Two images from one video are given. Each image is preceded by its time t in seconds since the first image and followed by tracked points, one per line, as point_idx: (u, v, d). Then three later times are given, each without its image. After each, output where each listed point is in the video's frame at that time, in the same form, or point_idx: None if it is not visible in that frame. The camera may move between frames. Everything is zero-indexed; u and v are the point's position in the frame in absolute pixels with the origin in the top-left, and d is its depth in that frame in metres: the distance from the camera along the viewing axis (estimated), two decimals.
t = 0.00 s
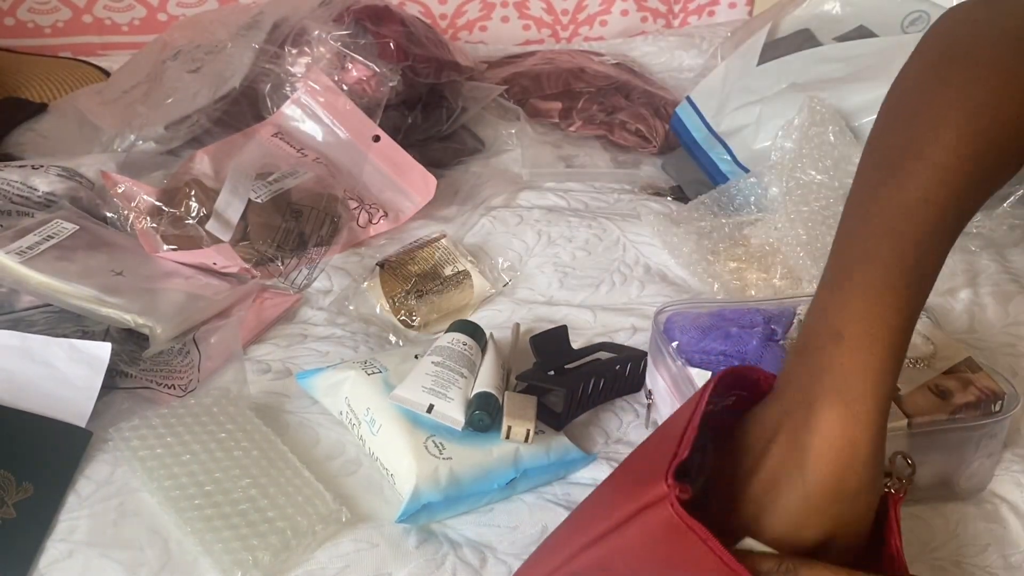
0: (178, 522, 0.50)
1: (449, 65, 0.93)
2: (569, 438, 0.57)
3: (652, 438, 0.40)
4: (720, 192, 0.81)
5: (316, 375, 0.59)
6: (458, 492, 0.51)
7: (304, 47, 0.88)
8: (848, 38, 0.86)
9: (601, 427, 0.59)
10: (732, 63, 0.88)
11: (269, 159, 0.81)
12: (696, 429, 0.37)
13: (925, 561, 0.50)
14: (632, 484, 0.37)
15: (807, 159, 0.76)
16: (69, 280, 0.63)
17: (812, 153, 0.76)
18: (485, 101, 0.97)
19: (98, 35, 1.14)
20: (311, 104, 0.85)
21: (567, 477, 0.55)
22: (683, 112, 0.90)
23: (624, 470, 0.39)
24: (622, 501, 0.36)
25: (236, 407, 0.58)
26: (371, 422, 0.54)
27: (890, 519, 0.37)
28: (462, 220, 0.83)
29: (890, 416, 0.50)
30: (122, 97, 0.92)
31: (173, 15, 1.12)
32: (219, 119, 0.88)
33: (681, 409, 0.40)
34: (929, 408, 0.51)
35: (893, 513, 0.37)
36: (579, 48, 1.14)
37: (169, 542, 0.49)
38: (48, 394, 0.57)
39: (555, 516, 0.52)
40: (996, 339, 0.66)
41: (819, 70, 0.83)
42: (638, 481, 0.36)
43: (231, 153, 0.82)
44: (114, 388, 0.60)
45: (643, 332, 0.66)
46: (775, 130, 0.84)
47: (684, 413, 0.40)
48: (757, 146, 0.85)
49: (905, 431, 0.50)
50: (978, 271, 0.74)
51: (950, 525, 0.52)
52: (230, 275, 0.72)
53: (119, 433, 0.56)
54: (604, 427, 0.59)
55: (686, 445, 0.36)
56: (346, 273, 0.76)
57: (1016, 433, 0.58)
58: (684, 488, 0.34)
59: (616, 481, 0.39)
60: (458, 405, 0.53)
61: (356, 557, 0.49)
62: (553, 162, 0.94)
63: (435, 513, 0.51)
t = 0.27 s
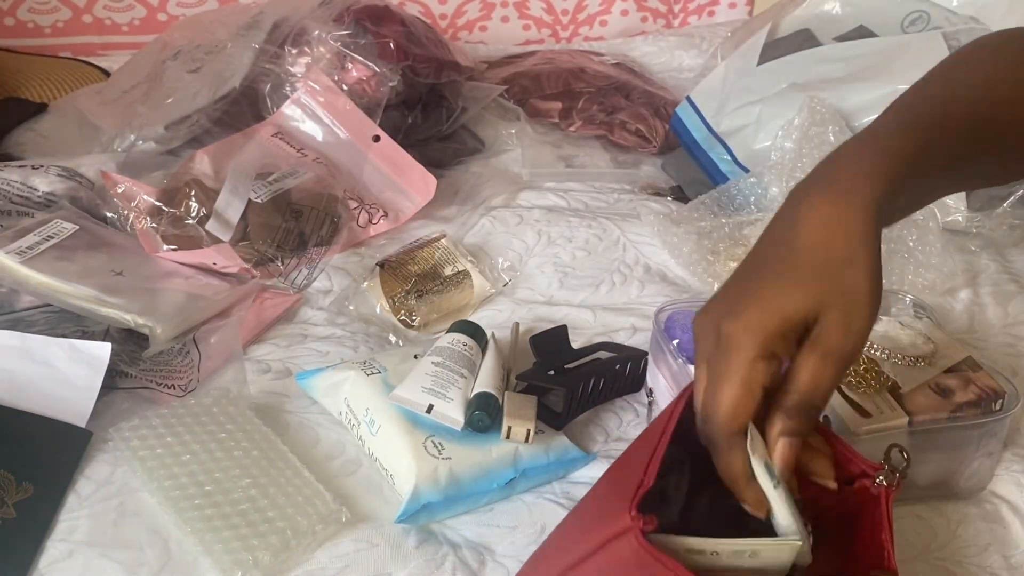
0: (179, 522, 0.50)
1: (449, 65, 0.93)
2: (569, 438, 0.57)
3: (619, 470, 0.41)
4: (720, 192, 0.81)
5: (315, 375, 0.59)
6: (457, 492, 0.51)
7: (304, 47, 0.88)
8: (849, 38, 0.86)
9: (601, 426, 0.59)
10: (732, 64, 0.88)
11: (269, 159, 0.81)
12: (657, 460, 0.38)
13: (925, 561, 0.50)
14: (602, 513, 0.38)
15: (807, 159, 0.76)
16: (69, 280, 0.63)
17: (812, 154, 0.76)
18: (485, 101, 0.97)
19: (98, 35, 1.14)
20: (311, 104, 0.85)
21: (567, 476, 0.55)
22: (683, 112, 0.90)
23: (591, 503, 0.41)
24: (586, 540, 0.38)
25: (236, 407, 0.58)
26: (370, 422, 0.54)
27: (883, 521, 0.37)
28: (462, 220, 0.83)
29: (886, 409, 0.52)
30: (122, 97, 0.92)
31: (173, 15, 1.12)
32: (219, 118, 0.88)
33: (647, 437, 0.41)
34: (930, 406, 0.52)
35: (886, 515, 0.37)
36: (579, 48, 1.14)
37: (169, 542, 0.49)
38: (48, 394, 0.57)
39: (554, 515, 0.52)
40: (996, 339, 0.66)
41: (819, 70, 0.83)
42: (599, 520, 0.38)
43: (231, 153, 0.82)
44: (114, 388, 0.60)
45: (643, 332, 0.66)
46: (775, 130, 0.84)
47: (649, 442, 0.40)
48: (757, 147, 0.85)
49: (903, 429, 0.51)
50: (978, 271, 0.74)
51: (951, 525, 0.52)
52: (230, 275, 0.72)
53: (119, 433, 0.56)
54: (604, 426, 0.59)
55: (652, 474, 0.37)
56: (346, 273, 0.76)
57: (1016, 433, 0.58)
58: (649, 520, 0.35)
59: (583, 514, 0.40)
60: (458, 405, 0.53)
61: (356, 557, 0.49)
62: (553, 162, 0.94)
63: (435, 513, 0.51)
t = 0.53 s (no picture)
0: (179, 522, 0.50)
1: (449, 65, 0.93)
2: (569, 438, 0.57)
3: (603, 494, 0.43)
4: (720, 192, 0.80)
5: (315, 375, 0.59)
6: (457, 492, 0.51)
7: (304, 47, 0.88)
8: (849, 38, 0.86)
9: (601, 426, 0.59)
10: (732, 63, 0.89)
11: (269, 159, 0.81)
12: (635, 488, 0.40)
13: (925, 560, 0.49)
14: (582, 538, 0.40)
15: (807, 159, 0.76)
16: (69, 280, 0.63)
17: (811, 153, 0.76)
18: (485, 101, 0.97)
19: (98, 35, 1.14)
20: (311, 104, 0.85)
21: (567, 476, 0.55)
22: (683, 112, 0.90)
23: (579, 523, 0.42)
24: (571, 555, 0.39)
25: (236, 407, 0.58)
26: (370, 423, 0.54)
27: (899, 527, 0.41)
28: (462, 220, 0.83)
29: (887, 409, 0.52)
30: (122, 97, 0.92)
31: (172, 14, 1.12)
32: (219, 118, 0.88)
33: (628, 465, 0.43)
34: (931, 406, 0.52)
35: (904, 522, 0.41)
36: (579, 48, 1.14)
37: (169, 542, 0.49)
38: (48, 394, 0.57)
39: (555, 516, 0.52)
40: (996, 339, 0.66)
41: (818, 70, 0.83)
42: (582, 541, 0.39)
43: (231, 153, 0.82)
44: (114, 388, 0.60)
45: (643, 332, 0.66)
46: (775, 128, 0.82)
47: (636, 461, 0.42)
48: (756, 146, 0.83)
49: (904, 429, 0.51)
50: (978, 271, 0.74)
51: (952, 525, 0.52)
52: (230, 275, 0.72)
53: (119, 433, 0.56)
54: (604, 426, 0.59)
55: (626, 500, 0.39)
56: (346, 273, 0.76)
57: (1016, 433, 0.58)
58: (620, 548, 0.36)
59: (574, 532, 0.42)
60: (458, 405, 0.53)
61: (356, 557, 0.49)
62: (553, 162, 0.94)
63: (435, 513, 0.51)
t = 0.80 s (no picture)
0: (178, 522, 0.50)
1: (449, 65, 0.93)
2: (569, 438, 0.57)
3: (601, 495, 0.43)
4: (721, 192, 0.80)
5: (315, 376, 0.59)
6: (457, 492, 0.51)
7: (304, 47, 0.88)
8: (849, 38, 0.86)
9: (601, 425, 0.59)
10: (732, 63, 0.89)
11: (269, 159, 0.81)
12: (634, 490, 0.39)
13: (926, 561, 0.49)
14: (581, 539, 0.39)
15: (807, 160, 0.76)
16: (69, 280, 0.62)
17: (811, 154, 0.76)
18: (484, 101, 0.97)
19: (98, 35, 1.14)
20: (311, 104, 0.85)
21: (567, 476, 0.55)
22: (682, 112, 0.90)
23: (577, 524, 0.42)
24: (568, 558, 0.39)
25: (236, 407, 0.58)
26: (370, 423, 0.54)
27: (902, 526, 0.41)
28: (462, 220, 0.83)
29: (887, 409, 0.52)
30: (122, 97, 0.92)
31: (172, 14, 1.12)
32: (219, 119, 0.88)
33: (629, 466, 0.42)
34: (930, 406, 0.52)
35: (907, 521, 0.40)
36: (579, 48, 1.14)
37: (169, 543, 0.49)
38: (48, 394, 0.57)
39: (555, 516, 0.52)
40: (996, 339, 0.66)
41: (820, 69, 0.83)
42: (580, 543, 0.39)
43: (231, 153, 0.82)
44: (114, 389, 0.60)
45: (643, 332, 0.66)
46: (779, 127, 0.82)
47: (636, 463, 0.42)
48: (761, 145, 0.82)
49: (904, 429, 0.51)
50: (978, 271, 0.74)
51: (952, 525, 0.51)
52: (230, 275, 0.72)
53: (119, 433, 0.56)
54: (605, 426, 0.59)
55: (625, 503, 0.39)
56: (346, 273, 0.76)
57: (1016, 433, 0.58)
58: (617, 552, 0.36)
59: (571, 531, 0.42)
60: (458, 406, 0.53)
61: (355, 557, 0.49)
62: (553, 162, 0.94)
63: (435, 513, 0.51)
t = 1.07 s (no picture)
0: (178, 522, 0.50)
1: (449, 65, 0.93)
2: (569, 438, 0.57)
3: (601, 498, 0.42)
4: (720, 192, 0.80)
5: (315, 375, 0.59)
6: (456, 492, 0.51)
7: (304, 47, 0.88)
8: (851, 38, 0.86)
9: (600, 425, 0.58)
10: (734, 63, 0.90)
11: (269, 159, 0.81)
12: (634, 493, 0.39)
13: (927, 561, 0.49)
14: (581, 541, 0.39)
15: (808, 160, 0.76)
16: (69, 280, 0.62)
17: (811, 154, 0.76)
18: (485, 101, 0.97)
19: (98, 35, 1.14)
20: (312, 104, 0.85)
21: (567, 476, 0.55)
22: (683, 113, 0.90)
23: (576, 526, 0.42)
24: (566, 560, 0.39)
25: (236, 407, 0.58)
26: (370, 423, 0.54)
27: (903, 528, 0.41)
28: (462, 220, 0.83)
29: (887, 409, 0.52)
30: (122, 97, 0.91)
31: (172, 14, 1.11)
32: (220, 119, 0.89)
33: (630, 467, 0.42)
34: (931, 406, 0.52)
35: (909, 523, 0.40)
36: (580, 49, 1.14)
37: (169, 543, 0.49)
38: (48, 394, 0.57)
39: (554, 515, 0.52)
40: (996, 339, 0.66)
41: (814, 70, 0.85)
42: (579, 545, 0.38)
43: (231, 152, 0.82)
44: (114, 389, 0.60)
45: (643, 332, 0.66)
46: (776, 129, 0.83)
47: (637, 463, 0.41)
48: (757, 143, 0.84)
49: (904, 429, 0.51)
50: (978, 271, 0.74)
51: (952, 525, 0.51)
52: (230, 275, 0.72)
53: (119, 433, 0.56)
54: (604, 425, 0.59)
55: (626, 506, 0.38)
56: (346, 273, 0.76)
57: (1017, 433, 0.58)
58: (618, 555, 0.36)
59: (569, 532, 0.42)
60: (458, 406, 0.53)
61: (355, 557, 0.49)
62: (553, 162, 0.94)
63: (434, 513, 0.51)
